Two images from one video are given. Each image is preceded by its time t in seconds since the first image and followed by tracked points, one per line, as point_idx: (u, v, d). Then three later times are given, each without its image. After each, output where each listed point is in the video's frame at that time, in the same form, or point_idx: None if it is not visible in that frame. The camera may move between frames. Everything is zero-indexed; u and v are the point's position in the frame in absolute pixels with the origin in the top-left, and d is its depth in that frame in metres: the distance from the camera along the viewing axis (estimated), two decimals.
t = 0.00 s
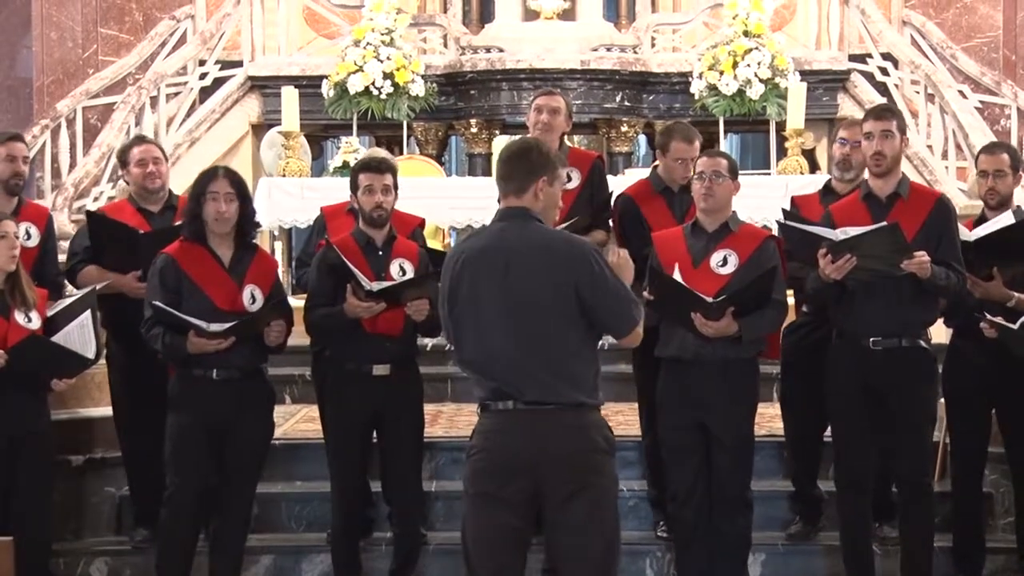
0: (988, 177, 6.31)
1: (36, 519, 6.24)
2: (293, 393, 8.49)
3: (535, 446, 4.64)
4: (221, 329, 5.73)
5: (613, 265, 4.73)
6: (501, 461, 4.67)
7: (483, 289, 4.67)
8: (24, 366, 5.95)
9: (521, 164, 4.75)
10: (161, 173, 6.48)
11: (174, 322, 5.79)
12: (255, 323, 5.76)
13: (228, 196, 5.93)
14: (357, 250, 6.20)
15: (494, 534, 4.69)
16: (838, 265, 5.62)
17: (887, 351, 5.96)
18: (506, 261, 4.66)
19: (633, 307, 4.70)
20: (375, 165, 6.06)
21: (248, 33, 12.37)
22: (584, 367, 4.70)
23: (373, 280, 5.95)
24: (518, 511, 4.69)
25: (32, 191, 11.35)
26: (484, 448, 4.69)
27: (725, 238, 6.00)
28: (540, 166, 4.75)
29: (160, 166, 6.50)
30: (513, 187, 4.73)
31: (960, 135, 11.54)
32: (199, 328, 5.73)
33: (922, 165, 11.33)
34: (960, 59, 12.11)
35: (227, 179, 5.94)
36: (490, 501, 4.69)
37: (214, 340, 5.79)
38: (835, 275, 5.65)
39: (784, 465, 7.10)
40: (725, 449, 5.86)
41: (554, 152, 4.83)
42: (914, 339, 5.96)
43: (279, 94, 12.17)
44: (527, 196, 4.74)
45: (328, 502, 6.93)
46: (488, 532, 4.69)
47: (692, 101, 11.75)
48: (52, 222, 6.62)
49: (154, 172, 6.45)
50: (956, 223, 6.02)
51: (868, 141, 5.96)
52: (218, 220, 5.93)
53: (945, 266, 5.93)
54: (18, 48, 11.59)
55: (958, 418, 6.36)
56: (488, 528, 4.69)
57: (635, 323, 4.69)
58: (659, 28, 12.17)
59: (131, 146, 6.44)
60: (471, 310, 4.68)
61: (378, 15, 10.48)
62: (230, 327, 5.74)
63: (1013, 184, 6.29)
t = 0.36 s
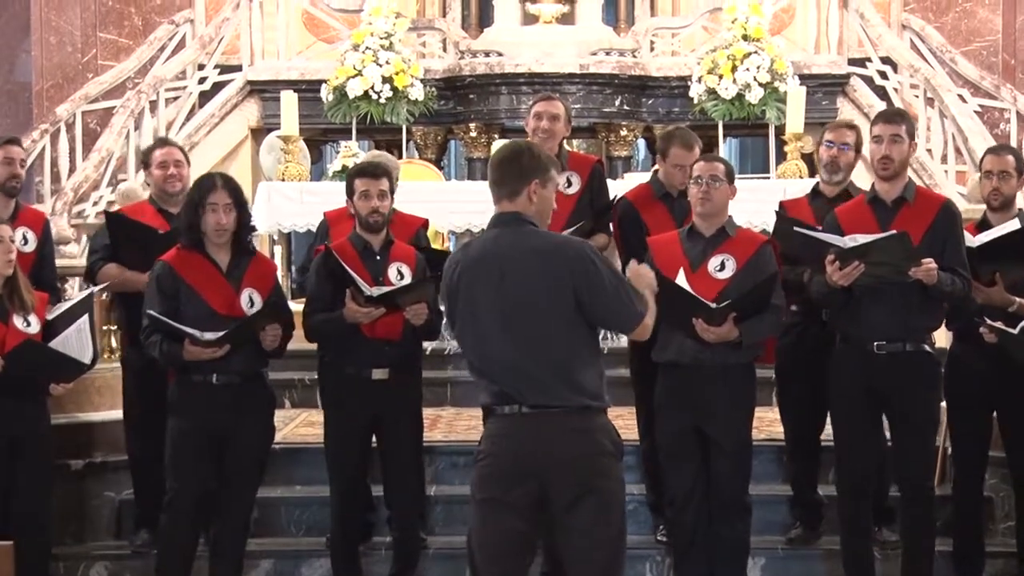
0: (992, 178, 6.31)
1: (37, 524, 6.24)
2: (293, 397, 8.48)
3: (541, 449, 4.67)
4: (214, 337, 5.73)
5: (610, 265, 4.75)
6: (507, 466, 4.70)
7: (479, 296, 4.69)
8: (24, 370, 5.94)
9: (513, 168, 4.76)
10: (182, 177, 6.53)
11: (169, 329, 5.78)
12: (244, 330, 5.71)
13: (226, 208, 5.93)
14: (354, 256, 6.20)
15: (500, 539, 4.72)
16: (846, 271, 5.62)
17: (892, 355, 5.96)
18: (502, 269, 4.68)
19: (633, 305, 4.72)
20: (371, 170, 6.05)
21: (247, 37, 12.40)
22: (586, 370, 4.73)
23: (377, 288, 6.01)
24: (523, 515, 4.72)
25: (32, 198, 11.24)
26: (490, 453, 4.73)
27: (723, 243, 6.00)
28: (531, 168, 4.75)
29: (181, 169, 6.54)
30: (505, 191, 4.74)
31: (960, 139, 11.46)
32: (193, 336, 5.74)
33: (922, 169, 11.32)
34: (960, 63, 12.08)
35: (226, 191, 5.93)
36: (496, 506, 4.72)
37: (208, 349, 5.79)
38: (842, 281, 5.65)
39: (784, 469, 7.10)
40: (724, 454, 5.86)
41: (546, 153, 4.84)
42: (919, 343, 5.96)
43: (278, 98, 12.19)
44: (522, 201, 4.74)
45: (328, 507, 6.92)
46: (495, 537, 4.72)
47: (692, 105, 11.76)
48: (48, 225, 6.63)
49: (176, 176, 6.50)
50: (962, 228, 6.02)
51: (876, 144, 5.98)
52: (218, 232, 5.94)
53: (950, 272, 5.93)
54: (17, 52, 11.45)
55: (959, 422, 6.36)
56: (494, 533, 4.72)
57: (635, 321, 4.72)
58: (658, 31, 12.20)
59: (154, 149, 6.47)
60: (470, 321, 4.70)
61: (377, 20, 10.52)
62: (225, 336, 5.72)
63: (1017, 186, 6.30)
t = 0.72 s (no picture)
0: (997, 179, 6.31)
1: (38, 525, 6.24)
2: (294, 397, 8.46)
3: (542, 449, 4.67)
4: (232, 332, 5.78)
5: (615, 270, 4.73)
6: (508, 465, 4.71)
7: (482, 295, 4.72)
8: (26, 369, 5.94)
9: (519, 168, 4.76)
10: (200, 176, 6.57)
11: (186, 325, 5.78)
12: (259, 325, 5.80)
13: (234, 206, 5.92)
14: (356, 258, 6.21)
15: (501, 538, 4.73)
16: (852, 270, 5.63)
17: (897, 356, 5.96)
18: (506, 271, 4.70)
19: (636, 312, 4.69)
20: (370, 172, 6.06)
21: (248, 38, 12.35)
22: (587, 377, 4.72)
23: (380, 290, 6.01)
24: (523, 516, 4.73)
25: (33, 197, 11.38)
26: (491, 453, 4.74)
27: (721, 244, 6.00)
28: (536, 168, 4.76)
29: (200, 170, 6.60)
30: (512, 191, 4.75)
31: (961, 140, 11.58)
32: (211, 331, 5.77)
33: (923, 170, 11.33)
34: (961, 64, 12.10)
35: (233, 189, 5.93)
36: (496, 505, 4.73)
37: (225, 344, 5.83)
38: (848, 280, 5.66)
39: (786, 469, 7.10)
40: (725, 455, 5.87)
41: (552, 151, 4.83)
42: (925, 345, 5.97)
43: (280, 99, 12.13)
44: (529, 201, 4.76)
45: (329, 507, 6.92)
46: (494, 536, 4.73)
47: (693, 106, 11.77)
48: (46, 224, 6.64)
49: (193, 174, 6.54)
50: (969, 229, 6.02)
51: (882, 147, 5.97)
52: (225, 230, 5.93)
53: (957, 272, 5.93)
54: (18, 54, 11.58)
55: (961, 423, 6.36)
56: (494, 532, 4.73)
57: (637, 330, 4.69)
58: (659, 33, 12.14)
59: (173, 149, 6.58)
60: (474, 322, 4.73)
61: (378, 21, 10.55)
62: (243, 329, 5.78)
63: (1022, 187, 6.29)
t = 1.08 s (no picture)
0: (996, 171, 6.31)
1: (39, 521, 6.25)
2: (294, 392, 8.47)
3: (541, 443, 4.71)
4: (247, 330, 5.78)
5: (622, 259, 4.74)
6: (506, 460, 4.74)
7: (489, 286, 4.74)
8: (26, 364, 5.94)
9: (527, 161, 4.79)
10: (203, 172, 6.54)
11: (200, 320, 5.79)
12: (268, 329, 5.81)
13: (237, 198, 5.93)
14: (357, 253, 6.21)
15: (499, 532, 4.75)
16: (853, 264, 5.63)
17: (898, 350, 5.95)
18: (513, 260, 4.73)
19: (643, 302, 4.70)
20: (368, 166, 6.04)
21: (247, 33, 12.17)
22: (590, 369, 4.75)
23: (382, 286, 6.03)
24: (521, 510, 4.75)
25: (32, 191, 11.40)
26: (489, 447, 4.78)
27: (718, 238, 6.01)
28: (545, 161, 4.79)
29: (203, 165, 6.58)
30: (521, 184, 4.79)
31: (961, 134, 11.48)
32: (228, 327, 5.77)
33: (922, 164, 11.32)
34: (960, 58, 12.10)
35: (236, 180, 5.93)
36: (495, 500, 4.75)
37: (235, 341, 5.83)
38: (848, 274, 5.65)
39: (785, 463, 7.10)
40: (724, 450, 5.88)
41: (560, 145, 4.87)
42: (926, 339, 5.96)
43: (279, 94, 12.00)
44: (539, 196, 4.80)
45: (328, 502, 6.93)
46: (493, 531, 4.76)
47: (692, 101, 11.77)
48: (44, 216, 6.64)
49: (195, 169, 6.52)
50: (969, 222, 6.02)
51: (881, 143, 5.98)
52: (229, 220, 5.92)
53: (957, 267, 5.94)
54: (18, 48, 11.86)
55: (961, 418, 6.36)
56: (492, 527, 4.76)
57: (643, 320, 4.69)
58: (659, 28, 12.12)
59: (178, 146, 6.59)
60: (480, 311, 4.77)
61: (377, 16, 10.45)
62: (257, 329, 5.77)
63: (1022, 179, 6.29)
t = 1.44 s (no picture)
0: (998, 164, 6.31)
1: (40, 516, 6.25)
2: (293, 386, 8.45)
3: (539, 438, 4.74)
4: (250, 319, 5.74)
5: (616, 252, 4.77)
6: (505, 455, 4.77)
7: (491, 286, 4.77)
8: (24, 358, 5.94)
9: (529, 157, 4.82)
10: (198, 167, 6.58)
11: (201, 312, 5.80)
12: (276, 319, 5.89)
13: (227, 195, 5.92)
14: (357, 247, 6.21)
15: (499, 526, 4.79)
16: (844, 255, 5.64)
17: (895, 343, 5.97)
18: (514, 260, 4.75)
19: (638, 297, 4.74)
20: (367, 160, 6.04)
21: (246, 27, 12.20)
22: (591, 362, 4.81)
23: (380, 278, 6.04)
24: (520, 505, 4.79)
25: (31, 186, 11.36)
26: (488, 441, 4.80)
27: (718, 231, 6.02)
28: (547, 156, 4.82)
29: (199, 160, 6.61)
30: (525, 180, 4.82)
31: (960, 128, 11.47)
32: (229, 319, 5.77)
33: (922, 158, 11.34)
34: (960, 52, 12.10)
35: (227, 178, 5.92)
36: (494, 494, 4.79)
37: (235, 332, 5.84)
38: (840, 265, 5.67)
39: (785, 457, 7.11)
40: (726, 443, 5.92)
41: (563, 137, 4.90)
42: (923, 332, 5.98)
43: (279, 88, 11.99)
44: (542, 191, 4.83)
45: (328, 496, 6.93)
46: (491, 525, 4.79)
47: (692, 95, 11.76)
48: (45, 209, 6.64)
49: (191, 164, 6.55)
50: (966, 215, 6.02)
51: (876, 137, 5.99)
52: (222, 220, 5.91)
53: (954, 260, 5.94)
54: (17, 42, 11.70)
55: (960, 411, 6.37)
56: (491, 521, 4.79)
57: (641, 312, 4.74)
58: (658, 21, 12.12)
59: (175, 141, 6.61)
60: (482, 310, 4.80)
61: (376, 9, 10.54)
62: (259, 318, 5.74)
63: None
